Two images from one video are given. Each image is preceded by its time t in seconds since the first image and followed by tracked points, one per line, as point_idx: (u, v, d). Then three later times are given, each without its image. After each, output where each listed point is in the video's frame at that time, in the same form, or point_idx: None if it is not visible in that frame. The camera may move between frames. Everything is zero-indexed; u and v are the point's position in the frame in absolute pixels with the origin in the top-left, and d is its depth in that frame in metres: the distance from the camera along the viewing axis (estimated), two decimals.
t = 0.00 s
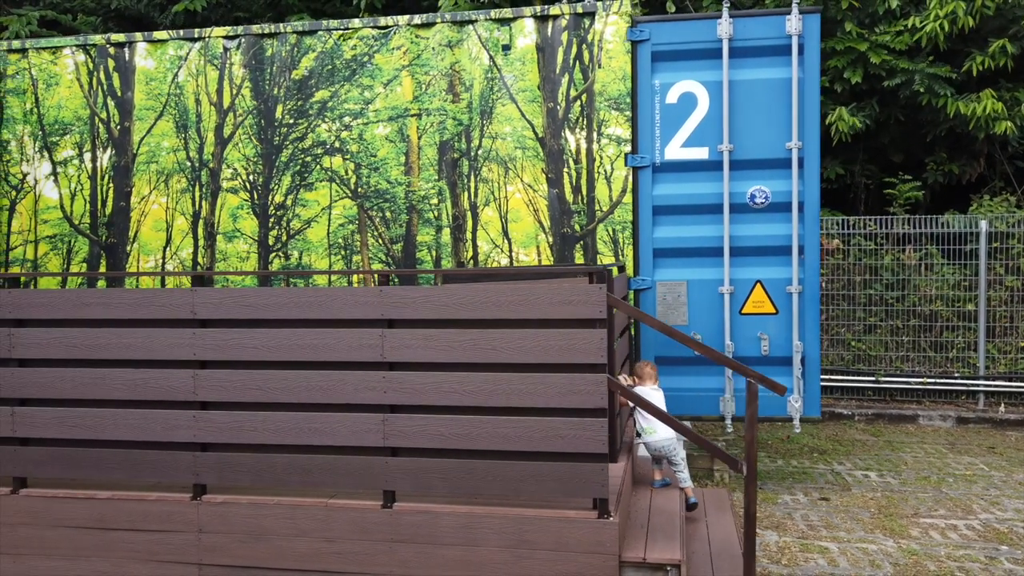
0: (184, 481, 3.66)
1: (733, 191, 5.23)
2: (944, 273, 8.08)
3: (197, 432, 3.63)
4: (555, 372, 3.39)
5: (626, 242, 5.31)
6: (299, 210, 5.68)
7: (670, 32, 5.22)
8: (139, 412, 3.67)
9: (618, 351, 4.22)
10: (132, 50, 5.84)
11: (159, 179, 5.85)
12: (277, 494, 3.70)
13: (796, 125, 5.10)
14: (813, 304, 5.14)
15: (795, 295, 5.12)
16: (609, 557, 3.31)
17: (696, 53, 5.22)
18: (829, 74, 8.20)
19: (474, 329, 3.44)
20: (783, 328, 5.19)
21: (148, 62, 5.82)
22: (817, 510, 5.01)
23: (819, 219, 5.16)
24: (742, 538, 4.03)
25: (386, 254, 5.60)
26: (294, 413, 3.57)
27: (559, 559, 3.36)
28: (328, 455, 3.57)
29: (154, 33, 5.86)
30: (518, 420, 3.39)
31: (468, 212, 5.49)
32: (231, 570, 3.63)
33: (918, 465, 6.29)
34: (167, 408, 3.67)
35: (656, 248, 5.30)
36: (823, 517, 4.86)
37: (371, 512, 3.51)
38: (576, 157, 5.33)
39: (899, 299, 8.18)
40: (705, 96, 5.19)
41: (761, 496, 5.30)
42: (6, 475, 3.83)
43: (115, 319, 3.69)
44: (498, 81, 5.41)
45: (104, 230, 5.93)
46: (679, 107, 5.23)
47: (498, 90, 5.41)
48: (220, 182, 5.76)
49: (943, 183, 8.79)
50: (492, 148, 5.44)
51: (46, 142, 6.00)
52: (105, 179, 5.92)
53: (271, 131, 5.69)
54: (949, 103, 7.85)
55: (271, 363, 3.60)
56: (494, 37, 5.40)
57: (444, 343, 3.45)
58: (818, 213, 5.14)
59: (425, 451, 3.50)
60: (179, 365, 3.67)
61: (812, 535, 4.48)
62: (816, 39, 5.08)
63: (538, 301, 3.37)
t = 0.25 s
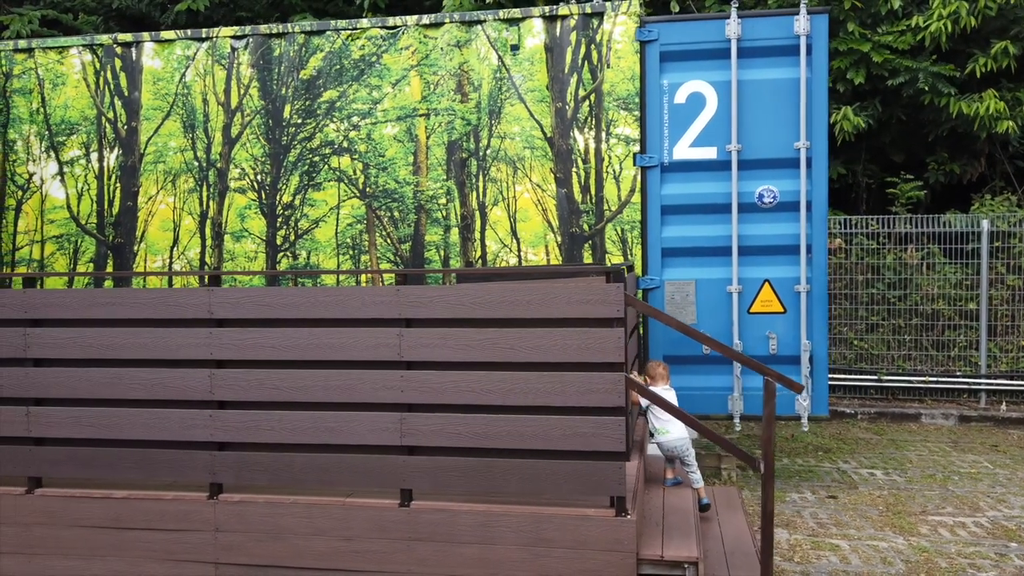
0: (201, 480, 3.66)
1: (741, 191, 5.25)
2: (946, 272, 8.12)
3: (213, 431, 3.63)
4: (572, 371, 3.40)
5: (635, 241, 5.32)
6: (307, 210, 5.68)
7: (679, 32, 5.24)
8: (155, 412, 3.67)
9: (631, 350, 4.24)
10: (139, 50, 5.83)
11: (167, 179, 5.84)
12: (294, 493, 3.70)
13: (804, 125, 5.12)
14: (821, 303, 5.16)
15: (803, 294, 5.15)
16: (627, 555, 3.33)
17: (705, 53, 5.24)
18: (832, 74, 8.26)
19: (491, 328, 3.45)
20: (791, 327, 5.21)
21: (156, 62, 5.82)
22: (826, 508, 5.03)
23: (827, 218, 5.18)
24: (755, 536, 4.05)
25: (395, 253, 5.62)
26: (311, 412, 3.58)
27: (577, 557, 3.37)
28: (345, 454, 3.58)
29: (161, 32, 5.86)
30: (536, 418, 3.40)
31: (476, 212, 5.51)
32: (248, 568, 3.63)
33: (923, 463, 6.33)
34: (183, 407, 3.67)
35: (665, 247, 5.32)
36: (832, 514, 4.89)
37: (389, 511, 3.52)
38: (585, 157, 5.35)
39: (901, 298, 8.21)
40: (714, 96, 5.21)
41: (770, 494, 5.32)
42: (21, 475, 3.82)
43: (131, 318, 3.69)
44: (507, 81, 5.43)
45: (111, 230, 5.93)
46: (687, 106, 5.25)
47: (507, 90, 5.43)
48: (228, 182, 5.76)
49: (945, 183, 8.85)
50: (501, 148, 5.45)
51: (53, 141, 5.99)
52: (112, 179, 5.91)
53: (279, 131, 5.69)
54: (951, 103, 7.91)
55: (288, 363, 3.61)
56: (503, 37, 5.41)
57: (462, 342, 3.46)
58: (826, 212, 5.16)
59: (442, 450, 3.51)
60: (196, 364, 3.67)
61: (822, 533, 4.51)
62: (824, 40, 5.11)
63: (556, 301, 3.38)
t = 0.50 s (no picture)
0: (215, 480, 3.63)
1: (747, 190, 5.28)
2: (944, 271, 8.18)
3: (227, 431, 3.61)
4: (588, 370, 3.40)
5: (641, 241, 5.34)
6: (313, 209, 5.69)
7: (685, 32, 5.26)
8: (169, 411, 3.63)
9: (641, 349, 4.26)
10: (144, 49, 5.81)
11: (172, 178, 5.83)
12: (307, 492, 3.69)
13: (810, 124, 5.15)
14: (826, 301, 5.20)
15: (808, 292, 5.18)
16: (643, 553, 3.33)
17: (711, 53, 5.26)
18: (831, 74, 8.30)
19: (507, 327, 3.44)
20: (796, 326, 5.24)
21: (160, 61, 5.80)
22: (832, 505, 5.06)
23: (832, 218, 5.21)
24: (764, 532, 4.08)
25: (401, 253, 5.63)
26: (325, 411, 3.57)
27: (593, 555, 3.37)
28: (360, 452, 3.56)
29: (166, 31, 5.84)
30: (552, 417, 3.39)
31: (483, 211, 5.52)
32: (262, 568, 3.61)
33: (925, 461, 6.38)
34: (196, 407, 3.65)
35: (671, 246, 5.35)
36: (838, 512, 4.92)
37: (404, 509, 3.52)
38: (592, 156, 5.36)
39: (900, 297, 8.25)
40: (719, 96, 5.24)
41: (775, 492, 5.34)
42: (31, 476, 3.76)
43: (144, 317, 3.65)
44: (513, 81, 5.44)
45: (115, 229, 5.91)
46: (694, 106, 5.27)
47: (514, 90, 5.44)
48: (233, 181, 5.76)
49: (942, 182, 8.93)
50: (507, 147, 5.47)
51: (56, 140, 5.95)
52: (117, 178, 5.89)
53: (285, 130, 5.70)
54: (950, 103, 7.96)
55: (302, 362, 3.59)
56: (510, 37, 5.42)
57: (477, 341, 3.45)
58: (831, 212, 5.20)
59: (457, 449, 3.50)
60: (210, 363, 3.64)
61: (830, 530, 4.53)
62: (829, 40, 5.13)
63: (571, 299, 3.38)
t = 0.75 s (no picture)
0: (226, 479, 3.59)
1: (753, 190, 5.29)
2: (944, 270, 8.21)
3: (237, 431, 3.57)
4: (603, 369, 3.37)
5: (648, 240, 5.35)
6: (319, 208, 5.69)
7: (692, 31, 5.28)
8: (180, 411, 3.60)
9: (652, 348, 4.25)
10: (148, 47, 5.79)
11: (176, 177, 5.81)
12: (318, 492, 3.64)
13: (816, 124, 5.16)
14: (832, 300, 5.21)
15: (814, 291, 5.19)
16: (659, 552, 3.31)
17: (718, 52, 5.28)
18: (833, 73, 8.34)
19: (521, 326, 3.40)
20: (802, 325, 5.24)
21: (165, 59, 5.78)
22: (839, 503, 5.07)
23: (838, 217, 5.22)
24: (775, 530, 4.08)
25: (408, 252, 5.64)
26: (337, 410, 3.52)
27: (608, 555, 3.34)
28: (372, 452, 3.52)
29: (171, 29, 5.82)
30: (567, 416, 3.36)
31: (490, 210, 5.52)
32: (273, 569, 3.57)
33: (928, 459, 6.40)
34: (206, 406, 3.61)
35: (678, 245, 5.36)
36: (845, 510, 4.92)
37: (418, 509, 3.47)
38: (598, 156, 5.36)
39: (900, 296, 8.29)
40: (726, 95, 5.25)
41: (782, 491, 5.34)
42: (40, 476, 3.71)
43: (155, 317, 3.62)
44: (520, 79, 5.44)
45: (119, 228, 5.87)
46: (700, 105, 5.28)
47: (520, 88, 5.44)
48: (238, 180, 5.74)
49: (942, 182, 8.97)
50: (514, 146, 5.47)
51: (59, 139, 5.92)
52: (120, 177, 5.86)
53: (290, 128, 5.68)
54: (951, 104, 8.01)
55: (313, 361, 3.55)
56: (516, 35, 5.42)
57: (492, 340, 3.41)
58: (837, 211, 5.20)
59: (471, 448, 3.47)
60: (221, 363, 3.62)
61: (839, 529, 4.54)
62: (836, 40, 5.16)
63: (587, 298, 3.34)
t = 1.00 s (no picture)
0: (239, 481, 3.57)
1: (763, 190, 5.29)
2: (948, 270, 8.21)
3: (251, 432, 3.54)
4: (620, 370, 3.35)
5: (658, 240, 5.34)
6: (326, 208, 5.66)
7: (701, 31, 5.28)
8: (193, 412, 3.58)
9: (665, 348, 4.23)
10: (154, 46, 5.76)
11: (182, 177, 5.78)
12: (331, 493, 3.62)
13: (826, 124, 5.16)
14: (842, 300, 5.20)
15: (824, 292, 5.19)
16: (676, 554, 3.29)
17: (728, 52, 5.27)
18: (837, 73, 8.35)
19: (537, 326, 3.39)
20: (812, 325, 5.25)
21: (171, 58, 5.75)
22: (849, 504, 5.06)
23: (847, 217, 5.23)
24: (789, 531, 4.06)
25: (415, 252, 5.61)
26: (351, 411, 3.50)
27: (626, 556, 3.33)
28: (387, 453, 3.50)
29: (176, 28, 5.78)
30: (584, 417, 3.34)
31: (498, 210, 5.51)
32: (286, 571, 3.54)
33: (934, 459, 6.40)
34: (220, 407, 3.58)
35: (687, 245, 5.35)
36: (856, 510, 4.92)
37: (433, 510, 3.45)
38: (607, 155, 5.35)
39: (904, 295, 8.29)
40: (736, 95, 5.25)
41: (790, 491, 5.33)
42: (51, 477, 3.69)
43: (167, 317, 3.59)
44: (529, 79, 5.42)
45: (124, 228, 5.84)
46: (710, 104, 5.28)
47: (529, 88, 5.43)
48: (245, 180, 5.72)
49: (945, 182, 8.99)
50: (523, 146, 5.45)
51: (64, 138, 5.88)
52: (126, 177, 5.83)
53: (298, 128, 5.66)
54: (955, 104, 8.02)
55: (327, 362, 3.53)
56: (525, 35, 5.41)
57: (508, 341, 3.39)
58: (847, 211, 5.21)
59: (487, 449, 3.45)
60: (235, 364, 3.60)
61: (851, 529, 4.53)
62: (846, 40, 5.16)
63: (603, 298, 3.33)
